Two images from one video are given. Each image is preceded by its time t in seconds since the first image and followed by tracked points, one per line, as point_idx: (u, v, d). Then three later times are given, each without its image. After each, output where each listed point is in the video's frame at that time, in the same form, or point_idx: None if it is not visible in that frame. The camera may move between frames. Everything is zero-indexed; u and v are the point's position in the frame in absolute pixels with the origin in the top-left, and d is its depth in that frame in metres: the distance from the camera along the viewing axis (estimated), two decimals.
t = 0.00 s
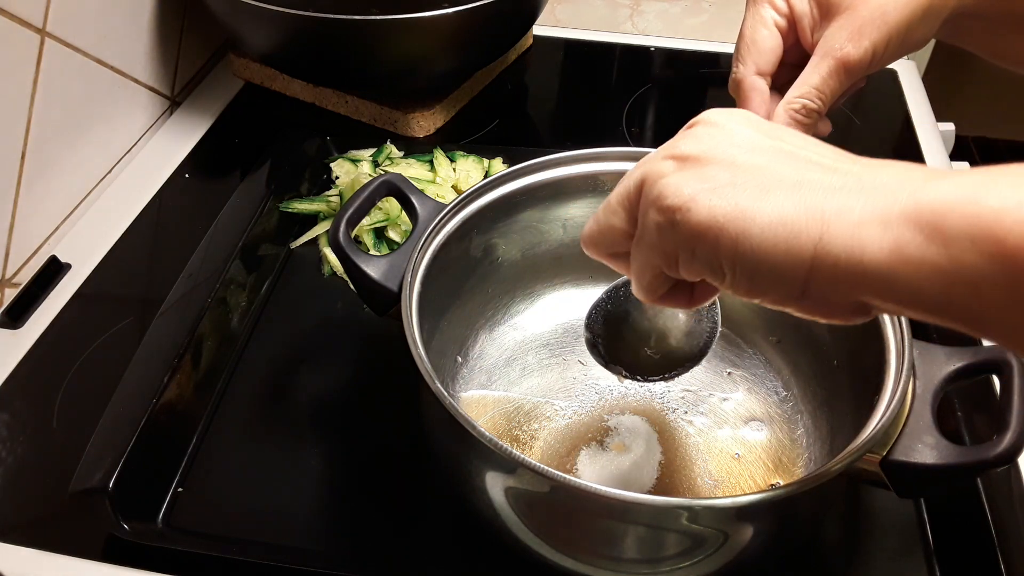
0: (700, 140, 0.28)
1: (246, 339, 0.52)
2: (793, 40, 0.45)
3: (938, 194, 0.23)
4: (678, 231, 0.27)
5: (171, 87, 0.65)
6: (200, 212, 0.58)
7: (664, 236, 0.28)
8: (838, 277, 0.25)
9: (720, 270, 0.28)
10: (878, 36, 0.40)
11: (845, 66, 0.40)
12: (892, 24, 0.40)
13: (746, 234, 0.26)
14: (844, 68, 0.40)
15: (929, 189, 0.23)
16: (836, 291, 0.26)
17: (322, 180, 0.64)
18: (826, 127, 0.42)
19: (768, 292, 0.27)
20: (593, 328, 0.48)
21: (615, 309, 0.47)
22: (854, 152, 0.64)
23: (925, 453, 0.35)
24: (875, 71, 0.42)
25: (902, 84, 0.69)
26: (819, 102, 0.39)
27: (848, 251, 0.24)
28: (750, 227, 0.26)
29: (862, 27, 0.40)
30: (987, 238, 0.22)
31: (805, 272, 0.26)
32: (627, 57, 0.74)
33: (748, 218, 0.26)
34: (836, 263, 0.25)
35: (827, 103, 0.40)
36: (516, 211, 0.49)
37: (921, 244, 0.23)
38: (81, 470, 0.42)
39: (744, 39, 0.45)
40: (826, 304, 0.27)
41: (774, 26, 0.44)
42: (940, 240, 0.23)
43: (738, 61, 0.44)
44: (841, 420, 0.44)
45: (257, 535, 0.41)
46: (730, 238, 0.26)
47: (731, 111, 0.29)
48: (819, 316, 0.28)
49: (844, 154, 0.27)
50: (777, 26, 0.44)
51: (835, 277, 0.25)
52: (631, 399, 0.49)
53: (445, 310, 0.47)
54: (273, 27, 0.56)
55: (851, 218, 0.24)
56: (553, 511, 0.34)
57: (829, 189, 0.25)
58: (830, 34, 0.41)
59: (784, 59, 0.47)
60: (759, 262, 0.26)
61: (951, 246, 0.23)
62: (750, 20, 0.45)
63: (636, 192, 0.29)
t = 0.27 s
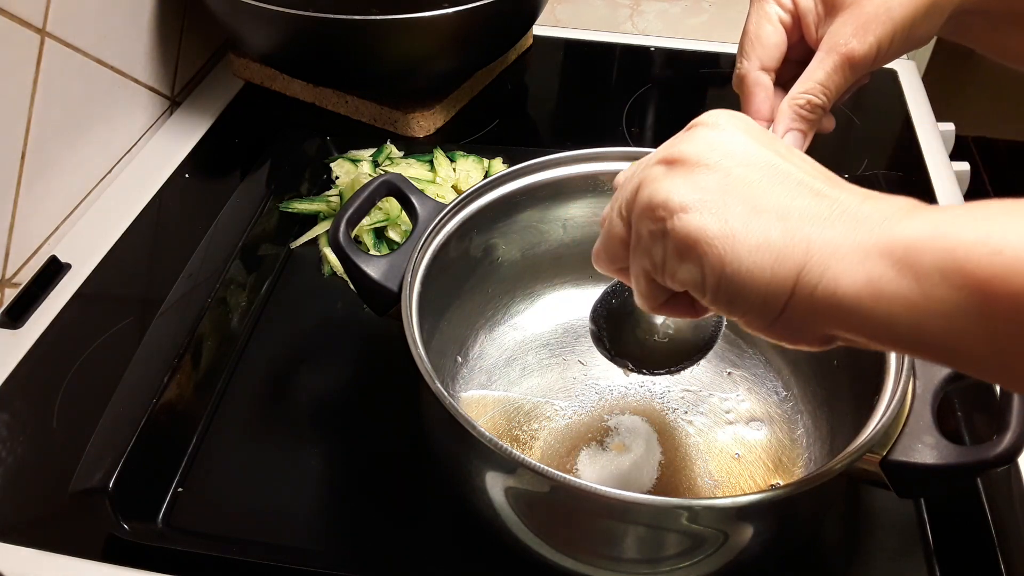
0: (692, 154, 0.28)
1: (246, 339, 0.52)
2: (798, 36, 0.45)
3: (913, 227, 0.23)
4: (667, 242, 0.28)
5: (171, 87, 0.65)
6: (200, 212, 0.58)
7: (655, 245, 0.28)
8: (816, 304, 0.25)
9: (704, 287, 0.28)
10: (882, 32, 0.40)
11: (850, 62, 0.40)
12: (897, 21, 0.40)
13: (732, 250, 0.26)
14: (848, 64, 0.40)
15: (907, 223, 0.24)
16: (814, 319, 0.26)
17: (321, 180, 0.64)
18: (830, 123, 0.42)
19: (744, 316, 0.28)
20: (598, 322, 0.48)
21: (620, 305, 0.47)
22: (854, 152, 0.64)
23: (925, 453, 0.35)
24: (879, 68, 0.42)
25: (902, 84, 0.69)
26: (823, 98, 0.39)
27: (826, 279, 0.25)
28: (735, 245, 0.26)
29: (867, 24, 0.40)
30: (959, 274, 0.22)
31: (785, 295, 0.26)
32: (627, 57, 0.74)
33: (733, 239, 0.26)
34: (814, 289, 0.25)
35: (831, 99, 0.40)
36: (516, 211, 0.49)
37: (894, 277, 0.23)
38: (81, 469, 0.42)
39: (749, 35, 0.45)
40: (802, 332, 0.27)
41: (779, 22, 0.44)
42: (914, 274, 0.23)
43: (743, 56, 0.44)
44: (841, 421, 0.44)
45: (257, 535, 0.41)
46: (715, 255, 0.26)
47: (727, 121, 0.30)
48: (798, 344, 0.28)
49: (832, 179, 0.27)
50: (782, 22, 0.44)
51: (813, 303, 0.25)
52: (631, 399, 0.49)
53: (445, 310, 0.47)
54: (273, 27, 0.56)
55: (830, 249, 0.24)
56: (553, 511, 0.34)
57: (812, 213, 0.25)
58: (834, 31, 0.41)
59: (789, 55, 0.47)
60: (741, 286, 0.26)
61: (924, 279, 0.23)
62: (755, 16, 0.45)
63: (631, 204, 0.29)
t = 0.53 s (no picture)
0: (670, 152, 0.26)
1: (246, 339, 0.52)
2: (799, 34, 0.45)
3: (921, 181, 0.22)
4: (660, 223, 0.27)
5: (171, 87, 0.65)
6: (200, 212, 0.58)
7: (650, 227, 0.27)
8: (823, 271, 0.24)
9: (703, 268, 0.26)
10: (884, 29, 0.40)
11: (852, 59, 0.40)
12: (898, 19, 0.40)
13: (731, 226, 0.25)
14: (850, 61, 0.40)
15: (922, 176, 0.22)
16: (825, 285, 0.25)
17: (321, 180, 0.64)
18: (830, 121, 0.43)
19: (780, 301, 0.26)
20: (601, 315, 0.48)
21: (623, 302, 0.47)
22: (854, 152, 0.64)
23: (925, 453, 0.35)
24: (880, 66, 0.42)
25: (902, 84, 0.69)
26: (825, 94, 0.39)
27: (832, 244, 0.23)
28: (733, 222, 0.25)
29: (869, 21, 0.40)
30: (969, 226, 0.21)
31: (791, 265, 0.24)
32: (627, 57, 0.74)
33: (737, 242, 0.25)
34: (821, 257, 0.24)
35: (832, 96, 0.40)
36: (516, 211, 0.49)
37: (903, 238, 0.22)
38: (81, 469, 0.42)
39: (751, 31, 0.45)
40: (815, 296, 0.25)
41: (780, 18, 0.44)
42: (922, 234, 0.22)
43: (745, 53, 0.45)
44: (841, 420, 0.44)
45: (257, 535, 0.41)
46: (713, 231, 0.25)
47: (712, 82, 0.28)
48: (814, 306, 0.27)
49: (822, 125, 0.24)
50: (784, 19, 0.44)
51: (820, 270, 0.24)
52: (631, 399, 0.49)
53: (445, 310, 0.47)
54: (273, 27, 0.56)
55: (837, 228, 0.23)
56: (553, 511, 0.33)
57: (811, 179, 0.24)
58: (836, 28, 0.40)
59: (791, 52, 0.46)
60: (757, 276, 0.25)
61: (936, 237, 0.22)
62: (757, 13, 0.45)
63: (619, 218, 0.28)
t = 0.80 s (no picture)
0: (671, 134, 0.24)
1: (246, 339, 0.52)
2: (799, 36, 0.45)
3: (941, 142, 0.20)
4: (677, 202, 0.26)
5: (171, 87, 0.65)
6: (200, 212, 0.58)
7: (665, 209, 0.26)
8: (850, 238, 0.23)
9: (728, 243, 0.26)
10: (882, 31, 0.40)
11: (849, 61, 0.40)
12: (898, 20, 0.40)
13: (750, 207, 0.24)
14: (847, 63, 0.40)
15: (947, 129, 0.20)
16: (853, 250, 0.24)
17: (321, 180, 0.64)
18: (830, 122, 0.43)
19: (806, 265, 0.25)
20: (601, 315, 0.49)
21: (624, 303, 0.47)
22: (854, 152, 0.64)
23: (925, 453, 0.35)
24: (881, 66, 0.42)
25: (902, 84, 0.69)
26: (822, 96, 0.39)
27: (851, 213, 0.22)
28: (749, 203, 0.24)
29: (867, 23, 0.40)
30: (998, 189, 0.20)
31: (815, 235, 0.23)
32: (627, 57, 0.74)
33: (758, 214, 0.24)
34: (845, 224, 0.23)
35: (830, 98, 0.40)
36: (516, 211, 0.49)
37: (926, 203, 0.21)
38: (81, 470, 0.42)
39: (750, 34, 0.45)
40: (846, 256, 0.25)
41: (779, 21, 0.44)
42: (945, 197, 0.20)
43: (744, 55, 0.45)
44: (841, 420, 0.44)
45: (257, 535, 0.41)
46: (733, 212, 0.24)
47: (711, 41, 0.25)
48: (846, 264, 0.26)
49: (830, 75, 0.22)
50: (782, 20, 0.44)
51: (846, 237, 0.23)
52: (631, 399, 0.49)
53: (444, 310, 0.47)
54: (273, 27, 0.56)
55: (855, 195, 0.22)
56: (553, 511, 0.33)
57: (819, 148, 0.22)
58: (834, 31, 0.41)
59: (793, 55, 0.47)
60: (778, 244, 0.24)
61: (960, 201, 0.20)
62: (757, 15, 0.46)
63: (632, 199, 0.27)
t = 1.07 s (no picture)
0: (713, 119, 0.25)
1: (246, 339, 0.52)
2: (795, 38, 0.45)
3: (987, 145, 0.21)
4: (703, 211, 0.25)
5: (171, 87, 0.65)
6: (200, 212, 0.58)
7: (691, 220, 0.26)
8: (884, 243, 0.23)
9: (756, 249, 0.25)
10: (880, 32, 0.40)
11: (848, 63, 0.39)
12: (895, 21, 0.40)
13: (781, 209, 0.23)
14: (845, 65, 0.39)
15: (978, 137, 0.21)
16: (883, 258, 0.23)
17: (321, 180, 0.64)
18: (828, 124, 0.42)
19: (815, 264, 0.25)
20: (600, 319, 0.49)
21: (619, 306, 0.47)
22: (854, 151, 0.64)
23: (925, 453, 0.35)
24: (878, 67, 0.42)
25: (902, 84, 0.69)
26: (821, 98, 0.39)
27: (892, 214, 0.22)
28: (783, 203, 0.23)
29: (865, 24, 0.40)
30: None
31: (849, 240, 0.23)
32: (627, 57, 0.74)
33: (781, 187, 0.23)
34: (883, 229, 0.22)
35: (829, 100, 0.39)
36: (517, 211, 0.49)
37: (968, 203, 0.21)
38: (81, 470, 0.42)
39: (746, 37, 0.45)
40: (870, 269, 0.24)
41: (775, 23, 0.44)
42: (990, 199, 0.21)
43: (741, 58, 0.44)
44: (841, 420, 0.44)
45: (257, 535, 0.41)
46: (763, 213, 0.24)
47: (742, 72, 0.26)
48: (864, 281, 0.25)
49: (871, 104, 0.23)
50: (778, 22, 0.44)
51: (880, 243, 0.23)
52: (631, 399, 0.49)
53: (444, 310, 0.47)
54: (272, 27, 0.56)
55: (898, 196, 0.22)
56: (553, 511, 0.33)
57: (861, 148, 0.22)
58: (832, 32, 0.40)
59: (786, 57, 0.46)
60: (809, 250, 0.24)
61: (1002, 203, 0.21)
62: (752, 18, 0.45)
63: (651, 173, 0.26)
